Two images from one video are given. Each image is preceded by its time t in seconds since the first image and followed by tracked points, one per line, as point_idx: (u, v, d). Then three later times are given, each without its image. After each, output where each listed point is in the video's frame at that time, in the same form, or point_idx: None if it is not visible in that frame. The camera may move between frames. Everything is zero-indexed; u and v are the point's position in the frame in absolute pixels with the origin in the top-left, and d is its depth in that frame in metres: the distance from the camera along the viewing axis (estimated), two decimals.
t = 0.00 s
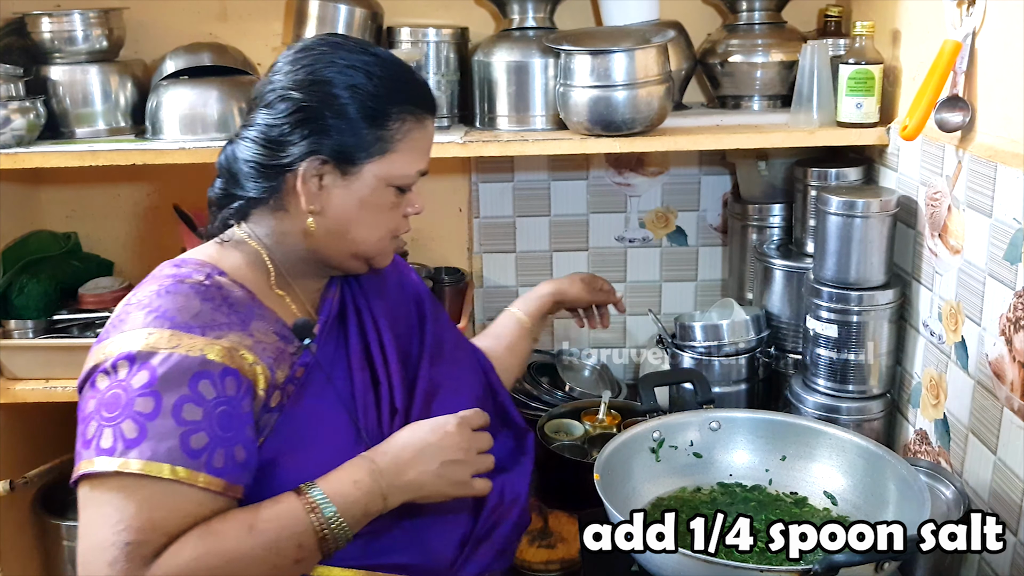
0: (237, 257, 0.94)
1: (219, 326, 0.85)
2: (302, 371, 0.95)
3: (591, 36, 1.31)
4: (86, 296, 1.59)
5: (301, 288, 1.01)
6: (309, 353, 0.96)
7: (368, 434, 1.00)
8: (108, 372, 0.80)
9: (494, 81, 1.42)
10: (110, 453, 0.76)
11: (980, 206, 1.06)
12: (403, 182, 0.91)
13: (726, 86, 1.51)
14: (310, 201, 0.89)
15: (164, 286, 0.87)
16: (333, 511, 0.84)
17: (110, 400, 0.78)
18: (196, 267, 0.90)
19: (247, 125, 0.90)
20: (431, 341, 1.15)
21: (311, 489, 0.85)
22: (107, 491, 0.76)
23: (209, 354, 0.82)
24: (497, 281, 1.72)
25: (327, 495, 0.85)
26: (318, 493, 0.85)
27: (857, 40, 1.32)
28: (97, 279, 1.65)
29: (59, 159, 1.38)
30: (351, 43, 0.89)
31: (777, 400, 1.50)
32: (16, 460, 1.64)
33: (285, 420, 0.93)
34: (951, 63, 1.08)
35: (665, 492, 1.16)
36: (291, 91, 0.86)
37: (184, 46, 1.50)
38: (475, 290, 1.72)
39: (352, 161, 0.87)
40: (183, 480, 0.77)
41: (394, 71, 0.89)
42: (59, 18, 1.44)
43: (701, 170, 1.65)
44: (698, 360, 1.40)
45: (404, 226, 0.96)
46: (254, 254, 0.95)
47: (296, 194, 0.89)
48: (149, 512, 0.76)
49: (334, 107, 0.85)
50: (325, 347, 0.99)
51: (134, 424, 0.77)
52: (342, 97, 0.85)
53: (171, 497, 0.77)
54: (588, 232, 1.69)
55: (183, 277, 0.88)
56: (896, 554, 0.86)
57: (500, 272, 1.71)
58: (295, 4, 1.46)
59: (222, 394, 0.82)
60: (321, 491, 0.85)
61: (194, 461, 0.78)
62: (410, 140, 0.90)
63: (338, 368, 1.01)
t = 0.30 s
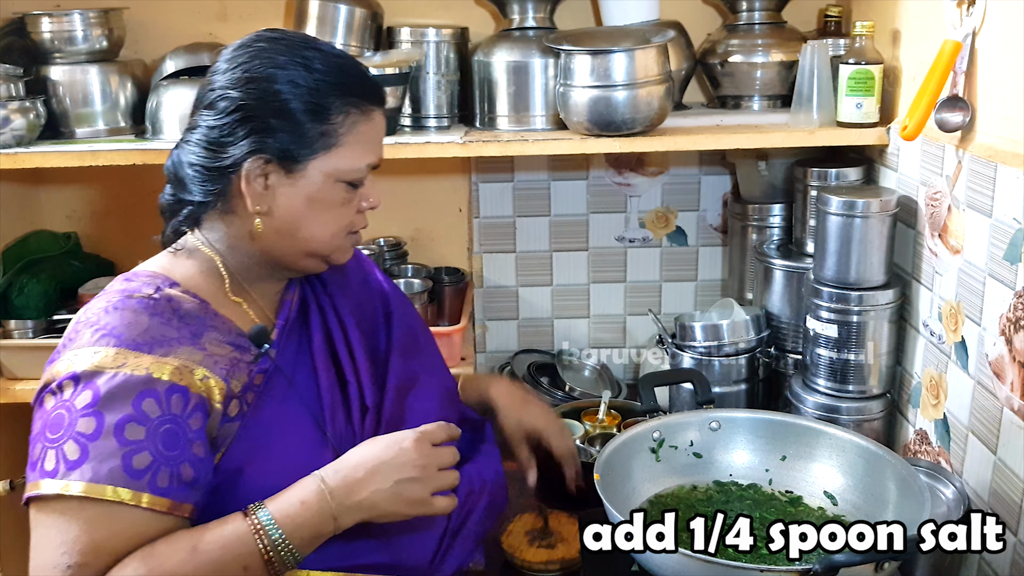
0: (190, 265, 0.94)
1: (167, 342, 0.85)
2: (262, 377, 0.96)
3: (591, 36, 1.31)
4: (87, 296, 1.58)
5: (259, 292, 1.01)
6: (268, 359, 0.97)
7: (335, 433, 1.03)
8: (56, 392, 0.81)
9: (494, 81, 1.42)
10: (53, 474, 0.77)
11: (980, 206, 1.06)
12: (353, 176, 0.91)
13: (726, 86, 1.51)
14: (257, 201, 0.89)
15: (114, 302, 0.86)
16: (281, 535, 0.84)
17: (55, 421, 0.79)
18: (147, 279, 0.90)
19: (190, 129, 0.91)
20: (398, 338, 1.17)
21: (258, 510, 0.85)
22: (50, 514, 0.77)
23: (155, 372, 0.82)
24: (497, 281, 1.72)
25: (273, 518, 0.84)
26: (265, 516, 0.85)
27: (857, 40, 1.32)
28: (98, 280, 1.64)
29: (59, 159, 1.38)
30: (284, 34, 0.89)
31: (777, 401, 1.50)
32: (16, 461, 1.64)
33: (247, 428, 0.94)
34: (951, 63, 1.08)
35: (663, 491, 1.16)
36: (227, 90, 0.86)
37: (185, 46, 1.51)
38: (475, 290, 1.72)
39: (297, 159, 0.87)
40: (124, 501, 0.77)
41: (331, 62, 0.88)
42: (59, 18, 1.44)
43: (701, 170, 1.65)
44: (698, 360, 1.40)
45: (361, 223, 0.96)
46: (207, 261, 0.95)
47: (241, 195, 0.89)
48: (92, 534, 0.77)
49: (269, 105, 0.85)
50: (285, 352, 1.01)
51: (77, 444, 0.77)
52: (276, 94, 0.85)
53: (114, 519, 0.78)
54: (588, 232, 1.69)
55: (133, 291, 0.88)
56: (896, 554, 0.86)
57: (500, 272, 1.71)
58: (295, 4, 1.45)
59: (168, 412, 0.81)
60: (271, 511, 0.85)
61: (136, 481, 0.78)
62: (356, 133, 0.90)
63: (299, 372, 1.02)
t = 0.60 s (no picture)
0: (162, 266, 0.96)
1: (142, 343, 0.87)
2: (239, 377, 0.97)
3: (592, 36, 1.31)
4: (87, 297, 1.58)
5: (232, 291, 1.03)
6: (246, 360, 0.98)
7: (314, 431, 1.03)
8: (29, 398, 0.83)
9: (494, 81, 1.42)
10: (28, 480, 0.79)
11: (980, 206, 1.06)
12: (315, 164, 0.92)
13: (726, 86, 1.51)
14: (222, 198, 0.91)
15: (87, 305, 0.89)
16: (262, 540, 0.88)
17: (28, 427, 0.81)
18: (120, 282, 0.92)
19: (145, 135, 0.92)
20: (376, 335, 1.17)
21: (239, 514, 0.89)
22: (27, 521, 0.80)
23: (129, 375, 0.84)
24: (497, 281, 1.72)
25: (255, 523, 0.88)
26: (247, 521, 0.88)
27: (857, 40, 1.32)
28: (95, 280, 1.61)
29: (59, 159, 1.38)
30: (234, 31, 0.90)
31: (777, 401, 1.50)
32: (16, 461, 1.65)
33: (226, 427, 0.95)
34: (951, 64, 1.08)
35: (665, 491, 1.17)
36: (180, 90, 0.87)
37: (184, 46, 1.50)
38: (475, 290, 1.72)
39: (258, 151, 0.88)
40: (98, 504, 0.80)
41: (280, 57, 0.89)
42: (59, 18, 1.44)
43: (701, 170, 1.65)
44: (698, 360, 1.40)
45: (331, 211, 0.97)
46: (179, 261, 0.97)
47: (206, 194, 0.91)
48: (69, 542, 0.80)
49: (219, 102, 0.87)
50: (263, 351, 1.02)
51: (50, 450, 0.80)
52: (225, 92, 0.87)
53: (92, 525, 0.80)
54: (588, 232, 1.69)
55: (105, 294, 0.90)
56: (896, 554, 0.86)
57: (500, 272, 1.71)
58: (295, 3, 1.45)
59: (143, 414, 0.84)
60: (253, 517, 0.89)
61: (113, 484, 0.80)
62: (311, 118, 0.91)
63: (277, 371, 1.03)
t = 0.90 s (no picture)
0: (156, 265, 0.96)
1: (142, 338, 0.87)
2: (239, 375, 0.98)
3: (591, 36, 1.31)
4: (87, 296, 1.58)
5: (226, 290, 1.03)
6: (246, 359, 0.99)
7: (310, 429, 1.04)
8: (35, 400, 0.81)
9: (494, 81, 1.42)
10: (52, 480, 0.78)
11: (980, 206, 1.06)
12: (298, 157, 0.92)
13: (726, 86, 1.51)
14: (202, 194, 0.90)
15: (84, 304, 0.88)
16: (292, 510, 0.87)
17: (42, 428, 0.80)
18: (115, 281, 0.92)
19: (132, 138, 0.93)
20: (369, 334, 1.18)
21: (267, 490, 0.89)
22: (56, 521, 0.79)
23: (137, 368, 0.84)
24: (497, 281, 1.72)
25: (284, 494, 0.88)
26: (275, 494, 0.88)
27: (857, 40, 1.32)
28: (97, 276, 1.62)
29: (59, 159, 1.38)
30: (208, 29, 0.90)
31: (777, 400, 1.50)
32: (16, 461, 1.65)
33: (226, 426, 0.96)
34: (951, 63, 1.08)
35: (666, 492, 1.16)
36: (159, 90, 0.88)
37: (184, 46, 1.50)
38: (475, 290, 1.72)
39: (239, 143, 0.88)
40: (127, 495, 0.80)
41: (255, 51, 0.89)
42: (59, 18, 1.44)
43: (701, 170, 1.65)
44: (698, 360, 1.40)
45: (316, 205, 0.96)
46: (172, 259, 0.97)
47: (187, 192, 0.91)
48: (101, 535, 0.79)
49: (195, 98, 0.87)
50: (259, 349, 1.03)
51: (71, 447, 0.79)
52: (200, 87, 0.87)
53: (120, 516, 0.80)
54: (588, 232, 1.69)
55: (101, 293, 0.90)
56: (896, 554, 0.86)
57: (500, 272, 1.71)
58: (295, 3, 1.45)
59: (157, 406, 0.84)
60: (279, 490, 0.88)
61: (140, 476, 0.81)
62: (288, 110, 0.90)
63: (273, 369, 1.04)
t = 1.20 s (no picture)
0: (165, 265, 0.95)
1: (160, 333, 0.87)
2: (251, 370, 0.98)
3: (591, 36, 1.31)
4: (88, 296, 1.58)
5: (233, 286, 1.02)
6: (257, 354, 0.99)
7: (323, 425, 1.03)
8: (62, 399, 0.80)
9: (494, 81, 1.42)
10: (90, 476, 0.78)
11: (980, 206, 1.06)
12: (316, 151, 0.93)
13: (726, 86, 1.51)
14: (230, 193, 0.90)
15: (99, 302, 0.88)
16: (342, 516, 0.88)
17: (74, 424, 0.79)
18: (127, 279, 0.91)
19: (141, 139, 0.90)
20: (374, 330, 1.18)
21: (319, 495, 0.90)
22: (101, 519, 0.79)
23: (162, 362, 0.84)
24: (497, 281, 1.72)
25: (336, 501, 0.89)
26: (326, 499, 0.89)
27: (857, 40, 1.32)
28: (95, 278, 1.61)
29: (59, 159, 1.38)
30: (213, 28, 0.89)
31: (777, 401, 1.50)
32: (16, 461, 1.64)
33: (239, 422, 0.95)
34: (951, 64, 1.08)
35: (664, 492, 1.16)
36: (177, 90, 0.86)
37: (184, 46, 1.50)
38: (475, 290, 1.72)
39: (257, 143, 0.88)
40: (166, 489, 0.80)
41: (262, 44, 0.89)
42: (59, 18, 1.44)
43: (701, 170, 1.65)
44: (698, 360, 1.40)
45: (329, 196, 0.97)
46: (182, 259, 0.96)
47: (212, 192, 0.90)
48: (153, 530, 0.80)
49: (213, 96, 0.86)
50: (270, 344, 1.02)
51: (107, 443, 0.79)
52: (218, 85, 0.86)
53: (169, 511, 0.80)
54: (588, 232, 1.69)
55: (115, 291, 0.90)
56: (896, 554, 0.86)
57: (500, 272, 1.71)
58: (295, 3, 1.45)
59: (185, 398, 0.84)
60: (332, 496, 0.89)
61: (178, 467, 0.81)
62: (307, 108, 0.91)
63: (284, 364, 1.03)
